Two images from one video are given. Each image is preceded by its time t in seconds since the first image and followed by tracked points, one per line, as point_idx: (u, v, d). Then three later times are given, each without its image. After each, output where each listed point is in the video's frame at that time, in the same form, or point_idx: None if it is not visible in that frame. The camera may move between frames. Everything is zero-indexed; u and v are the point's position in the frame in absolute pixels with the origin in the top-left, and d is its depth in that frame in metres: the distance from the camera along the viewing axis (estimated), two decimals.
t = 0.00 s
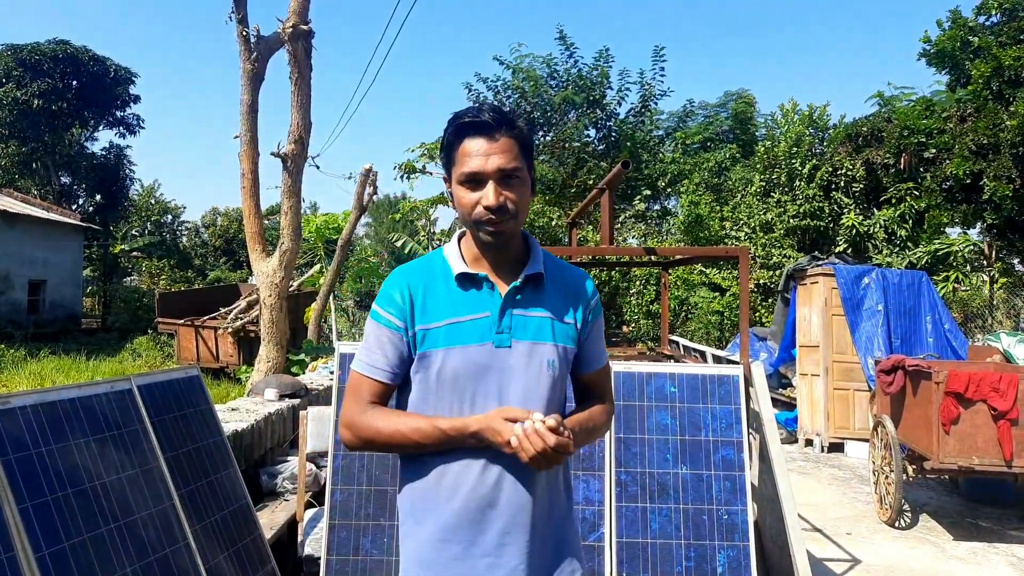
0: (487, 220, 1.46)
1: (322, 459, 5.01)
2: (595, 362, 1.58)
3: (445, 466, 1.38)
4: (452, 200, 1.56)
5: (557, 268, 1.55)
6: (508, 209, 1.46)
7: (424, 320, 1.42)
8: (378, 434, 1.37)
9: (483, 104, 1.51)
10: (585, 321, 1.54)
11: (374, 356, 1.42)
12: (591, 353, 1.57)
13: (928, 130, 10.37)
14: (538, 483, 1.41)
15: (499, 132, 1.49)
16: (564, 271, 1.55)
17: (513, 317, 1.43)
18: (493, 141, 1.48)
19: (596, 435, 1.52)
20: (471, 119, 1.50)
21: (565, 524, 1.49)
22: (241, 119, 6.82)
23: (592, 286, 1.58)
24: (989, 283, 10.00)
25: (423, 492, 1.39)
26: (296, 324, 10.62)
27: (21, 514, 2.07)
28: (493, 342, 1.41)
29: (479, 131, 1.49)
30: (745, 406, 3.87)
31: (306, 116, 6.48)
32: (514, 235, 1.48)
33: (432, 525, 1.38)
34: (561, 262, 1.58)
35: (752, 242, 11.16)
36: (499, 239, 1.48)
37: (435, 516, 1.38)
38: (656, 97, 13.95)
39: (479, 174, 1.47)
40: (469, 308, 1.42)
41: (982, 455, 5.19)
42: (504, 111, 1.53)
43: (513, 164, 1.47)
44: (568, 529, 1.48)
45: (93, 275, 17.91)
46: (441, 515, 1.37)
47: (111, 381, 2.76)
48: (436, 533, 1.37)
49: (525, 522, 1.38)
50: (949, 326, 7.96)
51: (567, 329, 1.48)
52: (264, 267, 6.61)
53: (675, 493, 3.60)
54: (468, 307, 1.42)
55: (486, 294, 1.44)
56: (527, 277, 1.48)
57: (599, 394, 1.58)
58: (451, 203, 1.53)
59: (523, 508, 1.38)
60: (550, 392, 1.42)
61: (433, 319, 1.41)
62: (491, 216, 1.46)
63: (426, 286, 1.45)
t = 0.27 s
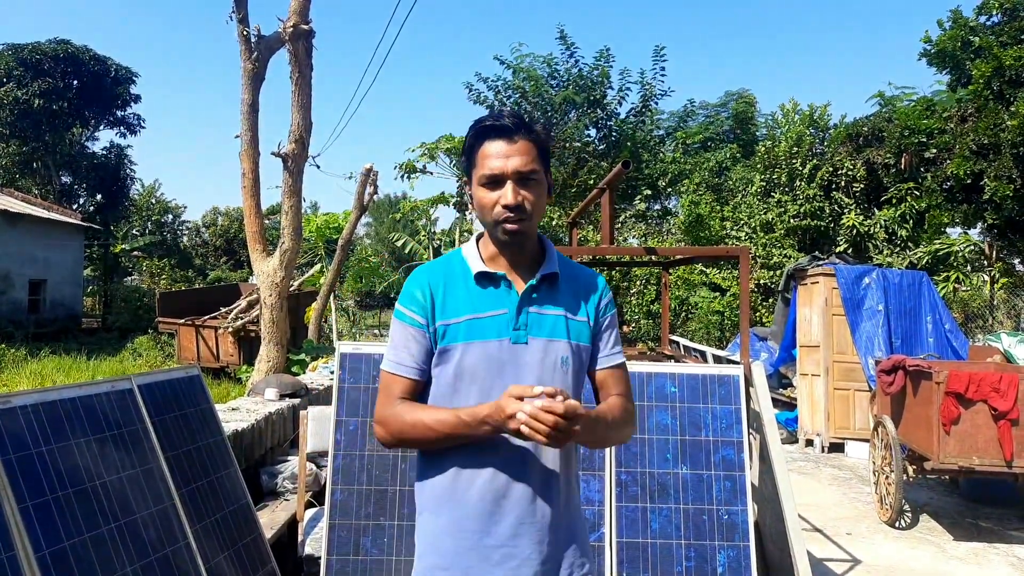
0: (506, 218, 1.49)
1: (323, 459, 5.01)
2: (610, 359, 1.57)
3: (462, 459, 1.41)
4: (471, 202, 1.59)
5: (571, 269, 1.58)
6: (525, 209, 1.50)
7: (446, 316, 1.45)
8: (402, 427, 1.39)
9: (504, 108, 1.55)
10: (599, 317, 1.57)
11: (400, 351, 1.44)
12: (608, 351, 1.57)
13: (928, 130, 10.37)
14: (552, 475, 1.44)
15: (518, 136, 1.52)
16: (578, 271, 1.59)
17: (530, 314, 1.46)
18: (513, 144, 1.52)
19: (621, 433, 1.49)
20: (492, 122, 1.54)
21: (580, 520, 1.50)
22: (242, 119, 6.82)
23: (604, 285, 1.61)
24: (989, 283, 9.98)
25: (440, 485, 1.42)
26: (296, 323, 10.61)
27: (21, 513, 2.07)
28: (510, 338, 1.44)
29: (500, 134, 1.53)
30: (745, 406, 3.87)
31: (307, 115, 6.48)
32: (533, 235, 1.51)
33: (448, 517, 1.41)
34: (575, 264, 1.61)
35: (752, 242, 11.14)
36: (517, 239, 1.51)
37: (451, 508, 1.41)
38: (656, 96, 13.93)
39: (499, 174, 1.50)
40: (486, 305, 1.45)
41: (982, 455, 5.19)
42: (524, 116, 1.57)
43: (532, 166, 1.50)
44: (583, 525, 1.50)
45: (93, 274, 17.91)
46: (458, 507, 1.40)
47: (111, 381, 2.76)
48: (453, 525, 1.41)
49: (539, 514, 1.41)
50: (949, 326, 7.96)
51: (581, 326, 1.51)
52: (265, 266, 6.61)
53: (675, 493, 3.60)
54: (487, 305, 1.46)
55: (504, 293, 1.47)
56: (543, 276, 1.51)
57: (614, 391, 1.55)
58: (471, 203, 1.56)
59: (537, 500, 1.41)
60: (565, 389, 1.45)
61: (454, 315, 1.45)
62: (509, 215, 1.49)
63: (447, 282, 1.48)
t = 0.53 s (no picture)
0: (515, 211, 1.49)
1: (323, 461, 5.01)
2: (628, 346, 1.55)
3: (468, 451, 1.43)
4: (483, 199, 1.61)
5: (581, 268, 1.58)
6: (534, 203, 1.50)
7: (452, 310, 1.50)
8: (395, 398, 1.42)
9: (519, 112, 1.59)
10: (610, 312, 1.57)
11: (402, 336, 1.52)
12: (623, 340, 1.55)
13: (928, 130, 10.37)
14: (558, 468, 1.42)
15: (530, 135, 1.54)
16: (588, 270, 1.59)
17: (535, 310, 1.47)
18: (525, 142, 1.53)
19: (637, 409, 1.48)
20: (507, 123, 1.57)
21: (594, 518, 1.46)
22: (242, 121, 6.82)
23: (616, 282, 1.63)
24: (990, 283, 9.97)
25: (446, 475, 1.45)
26: (297, 325, 10.62)
27: (22, 514, 2.07)
28: (513, 334, 1.46)
29: (513, 133, 1.55)
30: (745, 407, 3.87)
31: (307, 117, 6.48)
32: (542, 231, 1.52)
33: (454, 508, 1.43)
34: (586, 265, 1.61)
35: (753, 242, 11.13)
36: (527, 233, 1.51)
37: (457, 499, 1.43)
38: (657, 98, 13.92)
39: (510, 170, 1.51)
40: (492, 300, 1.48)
41: (983, 455, 5.18)
42: (537, 119, 1.60)
43: (542, 163, 1.51)
44: (597, 523, 1.46)
45: (94, 276, 17.92)
46: (463, 499, 1.42)
47: (112, 383, 2.76)
48: (458, 516, 1.42)
49: (542, 508, 1.40)
50: (950, 326, 7.96)
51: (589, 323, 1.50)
52: (265, 268, 6.61)
53: (676, 494, 3.60)
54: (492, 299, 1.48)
55: (510, 289, 1.49)
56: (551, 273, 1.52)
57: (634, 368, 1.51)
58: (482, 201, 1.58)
59: (540, 495, 1.40)
60: (571, 384, 1.44)
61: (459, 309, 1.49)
62: (518, 209, 1.49)
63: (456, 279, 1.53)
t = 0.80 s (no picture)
0: (517, 206, 1.49)
1: (324, 460, 5.01)
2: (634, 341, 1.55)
3: (468, 448, 1.43)
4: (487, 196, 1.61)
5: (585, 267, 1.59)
6: (536, 198, 1.49)
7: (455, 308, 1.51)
8: (396, 384, 1.47)
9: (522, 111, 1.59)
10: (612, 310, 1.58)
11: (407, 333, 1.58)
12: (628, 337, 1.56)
13: (930, 130, 10.42)
14: (558, 466, 1.41)
15: (533, 133, 1.54)
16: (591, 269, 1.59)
17: (535, 308, 1.48)
18: (528, 140, 1.53)
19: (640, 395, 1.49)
20: (511, 122, 1.58)
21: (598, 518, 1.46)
22: (243, 120, 6.82)
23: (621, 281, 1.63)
24: (991, 283, 9.96)
25: (447, 472, 1.45)
26: (298, 324, 10.62)
27: (23, 513, 2.07)
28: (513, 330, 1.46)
29: (516, 132, 1.55)
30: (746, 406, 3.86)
31: (308, 116, 6.48)
32: (544, 227, 1.52)
33: (454, 505, 1.43)
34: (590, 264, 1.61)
35: (754, 242, 11.12)
36: (528, 228, 1.51)
37: (457, 497, 1.43)
38: (658, 97, 13.90)
39: (512, 166, 1.51)
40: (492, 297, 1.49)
41: (985, 455, 5.17)
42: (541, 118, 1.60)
43: (544, 161, 1.51)
44: (599, 522, 1.46)
45: (96, 275, 17.91)
46: (463, 496, 1.42)
47: (113, 382, 2.76)
48: (458, 513, 1.42)
49: (542, 508, 1.39)
50: (952, 326, 7.95)
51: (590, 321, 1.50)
52: (266, 267, 6.61)
53: (677, 493, 3.59)
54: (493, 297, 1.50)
55: (511, 286, 1.51)
56: (552, 270, 1.52)
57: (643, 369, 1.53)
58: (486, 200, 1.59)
59: (540, 494, 1.39)
60: (572, 382, 1.43)
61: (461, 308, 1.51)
62: (521, 205, 1.49)
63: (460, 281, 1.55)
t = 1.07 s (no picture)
0: (518, 202, 1.49)
1: (324, 458, 5.03)
2: (630, 345, 1.55)
3: (467, 448, 1.44)
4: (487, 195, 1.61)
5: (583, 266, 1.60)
6: (536, 194, 1.49)
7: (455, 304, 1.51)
8: (397, 390, 1.44)
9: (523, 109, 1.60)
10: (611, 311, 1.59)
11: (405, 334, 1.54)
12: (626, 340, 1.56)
13: (928, 129, 10.38)
14: (558, 466, 1.42)
15: (534, 130, 1.56)
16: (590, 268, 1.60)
17: (535, 305, 1.48)
18: (529, 137, 1.55)
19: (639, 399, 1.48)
20: (512, 120, 1.59)
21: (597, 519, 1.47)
22: (242, 119, 6.82)
23: (619, 282, 1.64)
24: (990, 281, 9.97)
25: (446, 472, 1.46)
26: (297, 323, 10.63)
27: (21, 513, 2.08)
28: (514, 327, 1.47)
29: (517, 129, 1.56)
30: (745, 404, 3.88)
31: (308, 115, 6.49)
32: (544, 225, 1.53)
33: (454, 504, 1.44)
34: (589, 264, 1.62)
35: (753, 240, 11.14)
36: (529, 225, 1.51)
37: (456, 495, 1.44)
38: (657, 96, 13.90)
39: (513, 163, 1.52)
40: (493, 294, 1.50)
41: (982, 454, 5.19)
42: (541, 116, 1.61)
43: (545, 157, 1.52)
44: (599, 522, 1.47)
45: (95, 274, 17.91)
46: (462, 495, 1.43)
47: (112, 380, 2.77)
48: (457, 512, 1.43)
49: (542, 507, 1.40)
50: (950, 325, 7.96)
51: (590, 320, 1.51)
52: (266, 266, 6.62)
53: (676, 492, 3.60)
54: (493, 293, 1.50)
55: (511, 284, 1.51)
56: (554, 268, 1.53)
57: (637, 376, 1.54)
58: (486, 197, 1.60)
59: (540, 494, 1.41)
60: (572, 381, 1.44)
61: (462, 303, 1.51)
62: (522, 201, 1.49)
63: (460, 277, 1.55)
